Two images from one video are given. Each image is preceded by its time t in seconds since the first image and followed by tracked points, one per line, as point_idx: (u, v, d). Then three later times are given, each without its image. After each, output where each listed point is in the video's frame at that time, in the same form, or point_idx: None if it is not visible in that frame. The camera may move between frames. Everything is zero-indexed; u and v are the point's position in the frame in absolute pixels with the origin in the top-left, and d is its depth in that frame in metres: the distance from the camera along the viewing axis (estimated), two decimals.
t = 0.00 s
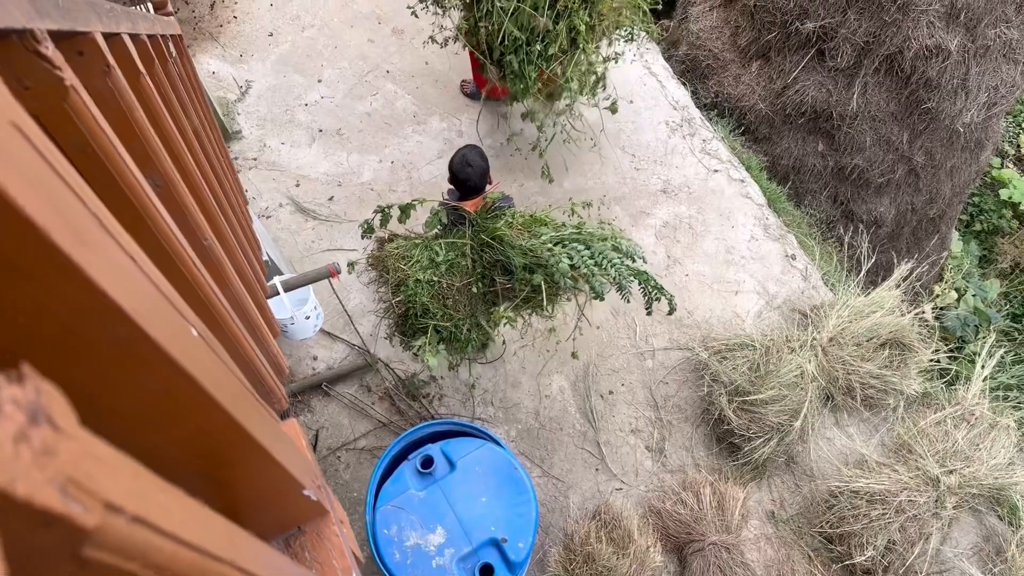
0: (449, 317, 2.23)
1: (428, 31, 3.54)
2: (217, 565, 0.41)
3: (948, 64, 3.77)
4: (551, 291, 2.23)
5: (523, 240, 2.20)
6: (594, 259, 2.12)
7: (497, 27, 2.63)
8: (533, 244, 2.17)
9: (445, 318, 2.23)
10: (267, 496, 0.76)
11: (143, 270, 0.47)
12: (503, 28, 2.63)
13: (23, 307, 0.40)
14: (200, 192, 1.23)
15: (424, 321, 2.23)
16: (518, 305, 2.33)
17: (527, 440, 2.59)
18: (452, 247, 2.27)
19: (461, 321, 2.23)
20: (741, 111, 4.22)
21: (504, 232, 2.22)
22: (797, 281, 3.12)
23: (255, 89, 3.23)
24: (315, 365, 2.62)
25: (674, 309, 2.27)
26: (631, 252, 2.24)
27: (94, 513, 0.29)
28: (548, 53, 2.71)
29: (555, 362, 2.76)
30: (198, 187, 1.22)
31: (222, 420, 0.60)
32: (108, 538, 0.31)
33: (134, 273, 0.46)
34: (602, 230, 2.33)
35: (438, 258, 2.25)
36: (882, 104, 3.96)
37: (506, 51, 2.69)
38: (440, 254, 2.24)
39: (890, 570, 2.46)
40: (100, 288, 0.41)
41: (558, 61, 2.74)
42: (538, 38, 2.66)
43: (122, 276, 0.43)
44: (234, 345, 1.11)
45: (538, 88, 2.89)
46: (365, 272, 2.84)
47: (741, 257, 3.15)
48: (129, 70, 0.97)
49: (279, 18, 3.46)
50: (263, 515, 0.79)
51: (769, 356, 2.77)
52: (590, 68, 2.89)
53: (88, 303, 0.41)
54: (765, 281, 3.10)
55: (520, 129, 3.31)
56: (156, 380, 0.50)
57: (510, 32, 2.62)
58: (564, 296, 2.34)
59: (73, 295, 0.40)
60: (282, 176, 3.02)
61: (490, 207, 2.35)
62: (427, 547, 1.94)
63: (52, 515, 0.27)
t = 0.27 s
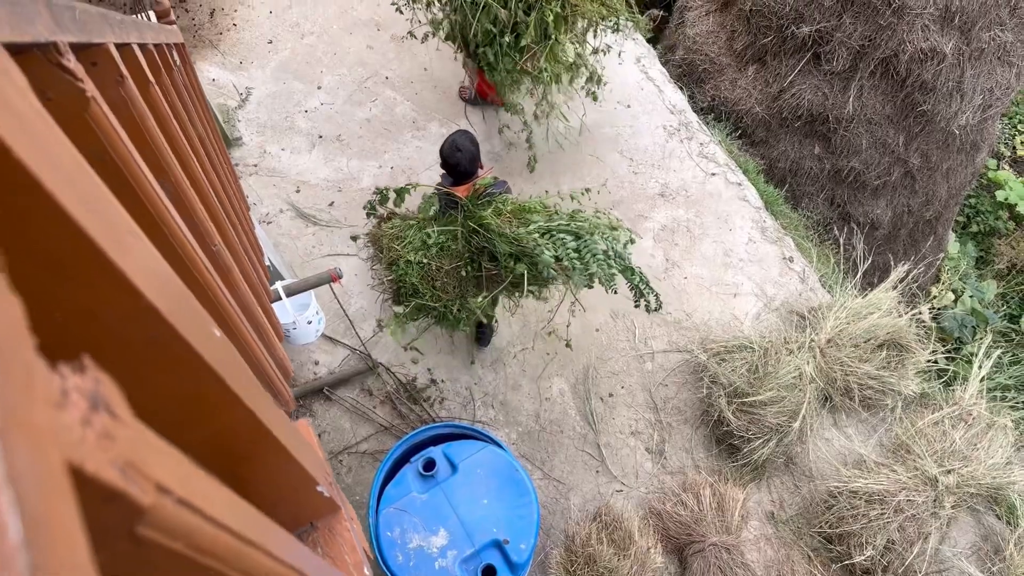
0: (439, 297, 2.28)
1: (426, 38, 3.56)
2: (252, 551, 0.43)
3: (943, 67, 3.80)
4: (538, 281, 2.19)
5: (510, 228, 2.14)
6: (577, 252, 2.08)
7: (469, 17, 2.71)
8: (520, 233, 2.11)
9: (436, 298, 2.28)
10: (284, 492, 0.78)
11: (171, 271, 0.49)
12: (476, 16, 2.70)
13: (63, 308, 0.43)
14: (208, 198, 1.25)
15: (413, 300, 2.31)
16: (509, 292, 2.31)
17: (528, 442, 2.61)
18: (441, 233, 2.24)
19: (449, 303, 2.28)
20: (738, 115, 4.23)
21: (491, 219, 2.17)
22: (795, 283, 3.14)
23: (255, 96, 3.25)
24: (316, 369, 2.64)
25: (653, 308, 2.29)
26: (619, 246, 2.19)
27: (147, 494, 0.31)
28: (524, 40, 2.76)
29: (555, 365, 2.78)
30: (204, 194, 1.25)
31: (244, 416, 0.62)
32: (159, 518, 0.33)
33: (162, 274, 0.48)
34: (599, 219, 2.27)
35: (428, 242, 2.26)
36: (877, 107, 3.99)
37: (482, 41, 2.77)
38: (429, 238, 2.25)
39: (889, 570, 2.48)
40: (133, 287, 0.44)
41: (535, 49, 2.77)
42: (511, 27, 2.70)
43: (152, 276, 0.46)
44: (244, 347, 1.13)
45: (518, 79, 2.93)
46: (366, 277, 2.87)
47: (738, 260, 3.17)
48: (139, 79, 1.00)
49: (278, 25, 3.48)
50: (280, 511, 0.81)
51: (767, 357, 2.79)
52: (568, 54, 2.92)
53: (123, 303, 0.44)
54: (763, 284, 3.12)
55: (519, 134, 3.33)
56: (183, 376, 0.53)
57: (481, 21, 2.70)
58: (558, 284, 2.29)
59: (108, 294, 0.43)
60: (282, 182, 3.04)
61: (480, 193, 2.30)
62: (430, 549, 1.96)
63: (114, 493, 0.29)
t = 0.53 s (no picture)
0: (433, 282, 2.36)
1: (423, 44, 3.57)
2: (258, 566, 0.44)
3: (938, 71, 3.82)
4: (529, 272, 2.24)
5: (504, 217, 2.21)
6: (570, 244, 2.13)
7: None
8: (513, 223, 2.19)
9: (429, 282, 2.36)
10: (287, 502, 0.78)
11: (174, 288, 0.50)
12: None
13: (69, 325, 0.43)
14: (207, 207, 1.26)
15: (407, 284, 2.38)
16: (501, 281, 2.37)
17: (527, 447, 2.61)
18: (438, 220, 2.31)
19: (441, 287, 2.36)
20: (734, 120, 4.25)
21: (488, 207, 2.22)
22: (791, 287, 3.15)
23: (252, 103, 3.26)
24: (315, 376, 2.64)
25: (641, 308, 2.25)
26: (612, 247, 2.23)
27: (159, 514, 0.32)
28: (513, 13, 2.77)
29: (553, 370, 2.79)
30: (203, 204, 1.25)
31: (247, 429, 0.62)
32: (170, 537, 0.33)
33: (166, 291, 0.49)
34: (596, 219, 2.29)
35: (424, 227, 2.33)
36: (873, 110, 4.00)
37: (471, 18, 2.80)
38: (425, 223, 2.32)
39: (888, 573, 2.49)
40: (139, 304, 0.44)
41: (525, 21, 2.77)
42: None
43: (156, 293, 0.47)
44: (245, 357, 1.13)
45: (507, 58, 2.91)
46: (364, 283, 2.87)
47: (735, 264, 3.18)
48: (138, 90, 1.00)
49: (275, 32, 3.49)
50: (282, 521, 0.81)
51: (765, 361, 2.79)
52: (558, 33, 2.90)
53: (129, 320, 0.44)
54: (760, 287, 3.13)
55: (516, 139, 3.34)
56: (188, 391, 0.53)
57: None
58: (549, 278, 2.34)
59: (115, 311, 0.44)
60: (280, 188, 3.05)
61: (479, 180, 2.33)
62: (430, 556, 1.96)
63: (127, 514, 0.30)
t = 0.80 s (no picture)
0: (447, 266, 2.37)
1: (417, 47, 3.57)
2: (249, 562, 0.44)
3: (931, 72, 3.83)
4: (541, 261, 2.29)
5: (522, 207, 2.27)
6: (586, 237, 2.17)
7: None
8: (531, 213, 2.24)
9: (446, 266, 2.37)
10: (281, 502, 0.78)
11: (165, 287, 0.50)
12: None
13: (64, 323, 0.44)
14: (200, 209, 1.25)
15: (421, 268, 2.40)
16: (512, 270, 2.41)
17: (523, 450, 2.61)
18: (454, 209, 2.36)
19: (454, 273, 2.37)
20: (728, 122, 4.26)
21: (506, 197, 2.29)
22: (786, 288, 3.16)
23: (247, 107, 3.25)
24: (311, 380, 2.64)
25: (651, 304, 2.29)
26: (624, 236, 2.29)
27: (147, 506, 0.32)
28: None
29: (549, 372, 2.79)
30: (197, 207, 1.25)
31: (239, 429, 0.62)
32: (158, 530, 0.33)
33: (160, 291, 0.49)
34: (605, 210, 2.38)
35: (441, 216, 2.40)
36: (866, 112, 4.01)
37: None
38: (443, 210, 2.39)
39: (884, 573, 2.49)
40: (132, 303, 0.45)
41: None
42: None
43: (149, 292, 0.47)
44: (239, 359, 1.13)
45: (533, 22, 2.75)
46: (359, 287, 2.87)
47: (730, 266, 3.18)
48: (130, 92, 1.00)
49: (269, 37, 3.49)
50: (275, 521, 0.81)
51: (761, 362, 2.79)
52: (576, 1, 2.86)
53: (124, 319, 0.45)
54: (755, 289, 3.13)
55: (510, 141, 3.34)
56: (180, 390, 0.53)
57: None
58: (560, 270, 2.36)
59: (108, 311, 0.44)
60: (274, 192, 3.04)
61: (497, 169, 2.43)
62: (426, 559, 1.96)
63: (113, 506, 0.30)
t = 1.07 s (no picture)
0: (462, 252, 2.37)
1: (410, 50, 3.57)
2: (234, 566, 0.44)
3: (923, 73, 3.83)
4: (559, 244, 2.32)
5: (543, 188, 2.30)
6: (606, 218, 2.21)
7: None
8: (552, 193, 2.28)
9: (465, 250, 2.37)
10: (271, 508, 0.77)
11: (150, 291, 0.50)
12: None
13: (45, 327, 0.43)
14: (190, 213, 1.25)
15: (437, 255, 2.38)
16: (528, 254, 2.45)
17: (518, 452, 2.60)
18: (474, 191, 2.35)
19: (472, 259, 2.38)
20: (721, 124, 4.28)
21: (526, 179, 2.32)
22: (780, 289, 3.16)
23: (239, 110, 3.25)
24: (304, 383, 2.63)
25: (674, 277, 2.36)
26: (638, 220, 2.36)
27: (125, 509, 0.32)
28: None
29: (544, 374, 2.78)
30: (188, 209, 1.24)
31: (227, 434, 0.62)
32: (136, 534, 0.33)
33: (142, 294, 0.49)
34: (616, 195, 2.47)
35: (457, 202, 2.36)
36: (859, 113, 4.02)
37: None
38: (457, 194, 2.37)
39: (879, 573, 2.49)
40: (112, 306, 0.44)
41: None
42: None
43: (132, 296, 0.47)
44: (229, 363, 1.13)
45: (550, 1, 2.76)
46: (353, 290, 2.86)
47: (724, 267, 3.19)
48: (118, 93, 0.99)
49: (261, 40, 3.48)
50: (265, 527, 0.80)
51: (754, 363, 2.79)
52: None
53: (105, 324, 0.44)
54: (749, 290, 3.14)
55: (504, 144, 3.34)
56: (165, 396, 0.53)
57: None
58: (577, 248, 2.42)
59: (91, 315, 0.43)
60: (267, 196, 3.04)
61: (512, 154, 2.50)
62: (420, 562, 1.95)
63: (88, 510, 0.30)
